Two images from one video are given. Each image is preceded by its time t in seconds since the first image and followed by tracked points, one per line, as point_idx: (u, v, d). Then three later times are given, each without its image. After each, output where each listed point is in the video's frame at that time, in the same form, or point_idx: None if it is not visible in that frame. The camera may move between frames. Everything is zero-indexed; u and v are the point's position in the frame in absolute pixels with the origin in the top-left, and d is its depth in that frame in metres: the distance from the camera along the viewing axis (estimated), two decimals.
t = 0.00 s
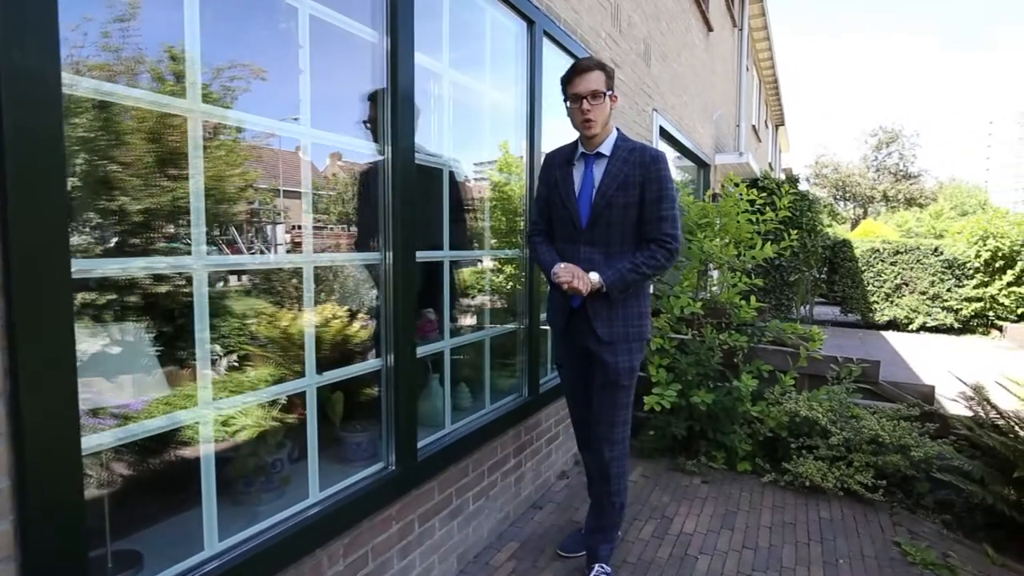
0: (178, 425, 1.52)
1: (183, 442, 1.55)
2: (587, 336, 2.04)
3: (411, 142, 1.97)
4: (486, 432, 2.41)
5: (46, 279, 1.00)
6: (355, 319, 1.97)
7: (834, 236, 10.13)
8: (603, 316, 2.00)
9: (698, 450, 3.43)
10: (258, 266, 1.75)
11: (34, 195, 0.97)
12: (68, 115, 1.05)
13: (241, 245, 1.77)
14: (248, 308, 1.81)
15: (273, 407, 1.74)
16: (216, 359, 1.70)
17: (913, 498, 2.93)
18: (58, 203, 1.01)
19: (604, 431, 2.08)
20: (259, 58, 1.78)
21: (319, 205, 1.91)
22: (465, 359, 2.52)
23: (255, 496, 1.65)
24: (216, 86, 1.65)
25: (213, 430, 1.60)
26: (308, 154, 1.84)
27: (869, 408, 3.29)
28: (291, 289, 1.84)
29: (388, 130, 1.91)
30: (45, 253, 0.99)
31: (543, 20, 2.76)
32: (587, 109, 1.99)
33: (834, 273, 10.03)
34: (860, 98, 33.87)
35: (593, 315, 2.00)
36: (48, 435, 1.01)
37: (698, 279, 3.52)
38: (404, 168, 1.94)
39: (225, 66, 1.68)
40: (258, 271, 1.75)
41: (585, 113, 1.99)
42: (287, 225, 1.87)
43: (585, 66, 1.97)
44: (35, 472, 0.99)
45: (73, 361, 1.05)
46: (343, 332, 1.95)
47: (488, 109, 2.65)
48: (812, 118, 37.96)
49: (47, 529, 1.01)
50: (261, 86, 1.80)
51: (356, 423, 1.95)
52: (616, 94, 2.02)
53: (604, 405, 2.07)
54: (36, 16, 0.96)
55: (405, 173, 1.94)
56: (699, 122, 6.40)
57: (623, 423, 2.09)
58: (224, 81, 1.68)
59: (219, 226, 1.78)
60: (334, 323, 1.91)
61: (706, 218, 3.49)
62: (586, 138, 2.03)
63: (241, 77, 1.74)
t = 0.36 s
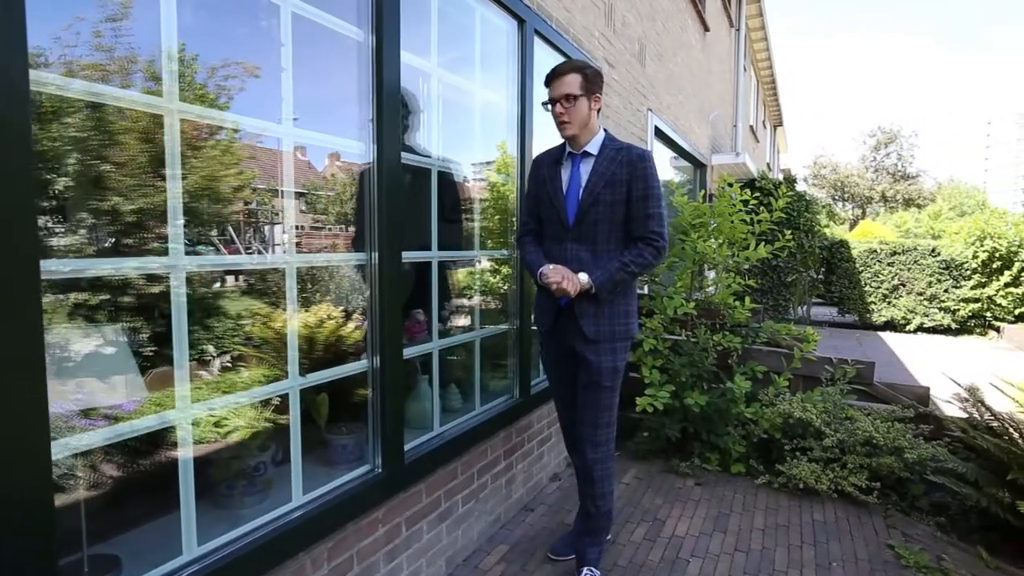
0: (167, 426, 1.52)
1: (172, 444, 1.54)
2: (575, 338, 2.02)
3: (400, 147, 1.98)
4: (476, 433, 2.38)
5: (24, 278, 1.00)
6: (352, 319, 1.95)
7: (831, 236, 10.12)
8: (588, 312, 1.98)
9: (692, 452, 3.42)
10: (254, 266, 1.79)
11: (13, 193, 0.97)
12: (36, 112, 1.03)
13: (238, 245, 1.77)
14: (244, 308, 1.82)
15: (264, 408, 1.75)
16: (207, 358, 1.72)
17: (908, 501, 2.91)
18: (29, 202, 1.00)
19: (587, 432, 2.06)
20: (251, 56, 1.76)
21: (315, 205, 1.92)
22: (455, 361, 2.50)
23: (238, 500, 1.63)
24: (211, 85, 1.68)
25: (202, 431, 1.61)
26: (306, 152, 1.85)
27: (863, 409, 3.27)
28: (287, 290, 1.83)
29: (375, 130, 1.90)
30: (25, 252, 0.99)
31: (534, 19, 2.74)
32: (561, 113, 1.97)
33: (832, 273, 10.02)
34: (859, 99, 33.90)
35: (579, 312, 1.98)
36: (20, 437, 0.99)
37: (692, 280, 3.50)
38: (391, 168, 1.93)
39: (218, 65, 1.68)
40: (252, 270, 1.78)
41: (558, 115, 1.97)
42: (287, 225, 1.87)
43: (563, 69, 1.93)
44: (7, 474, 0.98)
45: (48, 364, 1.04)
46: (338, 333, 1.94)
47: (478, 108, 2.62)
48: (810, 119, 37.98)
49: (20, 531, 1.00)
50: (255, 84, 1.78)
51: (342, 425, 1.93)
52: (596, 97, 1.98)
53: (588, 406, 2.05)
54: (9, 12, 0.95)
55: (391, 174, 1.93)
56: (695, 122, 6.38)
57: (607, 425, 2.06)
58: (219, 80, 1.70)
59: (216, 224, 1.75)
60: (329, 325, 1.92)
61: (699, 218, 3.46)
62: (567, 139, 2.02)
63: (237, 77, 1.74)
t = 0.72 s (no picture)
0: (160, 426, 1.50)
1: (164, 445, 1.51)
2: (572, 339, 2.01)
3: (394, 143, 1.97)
4: (471, 433, 2.37)
5: (23, 278, 1.02)
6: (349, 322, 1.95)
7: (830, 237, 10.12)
8: (593, 317, 1.95)
9: (690, 452, 3.41)
10: (251, 266, 1.78)
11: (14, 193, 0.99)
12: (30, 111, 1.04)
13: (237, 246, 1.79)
14: (242, 308, 1.83)
15: (258, 408, 1.74)
16: (204, 358, 1.76)
17: (905, 501, 2.90)
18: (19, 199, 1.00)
19: (586, 437, 2.06)
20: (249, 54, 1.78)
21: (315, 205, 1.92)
22: (451, 361, 2.50)
23: (230, 500, 1.62)
24: (207, 84, 1.69)
25: (198, 432, 1.60)
26: (306, 152, 1.85)
27: (861, 410, 3.26)
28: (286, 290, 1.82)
29: (368, 129, 1.88)
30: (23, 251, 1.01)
31: (530, 19, 2.74)
32: (558, 107, 1.95)
33: (830, 274, 10.02)
34: (858, 100, 33.91)
35: (584, 317, 1.95)
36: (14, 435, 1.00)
37: (689, 280, 3.50)
38: (385, 169, 1.91)
39: (216, 65, 1.70)
40: (251, 270, 1.78)
41: (555, 109, 1.96)
42: (284, 225, 1.85)
43: (557, 63, 1.93)
44: (7, 469, 0.99)
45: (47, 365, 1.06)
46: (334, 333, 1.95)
47: (474, 107, 2.62)
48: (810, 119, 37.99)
49: (20, 526, 1.01)
50: (253, 82, 1.78)
51: (336, 424, 1.92)
52: (593, 91, 1.98)
53: (585, 410, 2.05)
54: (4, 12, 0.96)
55: (385, 174, 1.92)
56: (694, 123, 6.38)
57: (605, 429, 2.07)
58: (216, 79, 1.72)
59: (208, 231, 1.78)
60: (326, 325, 1.92)
61: (697, 218, 3.47)
62: (565, 135, 2.02)
63: (233, 77, 1.76)
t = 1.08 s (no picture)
0: (163, 426, 1.51)
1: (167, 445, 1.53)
2: (574, 340, 2.02)
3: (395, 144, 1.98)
4: (472, 434, 2.38)
5: (27, 279, 1.02)
6: (337, 322, 1.95)
7: (831, 238, 10.12)
8: (597, 321, 1.96)
9: (690, 453, 3.42)
10: (252, 265, 1.77)
11: (15, 193, 0.99)
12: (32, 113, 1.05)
13: (239, 245, 1.79)
14: (243, 308, 1.82)
15: (258, 409, 1.75)
16: (204, 358, 1.72)
17: (905, 502, 2.91)
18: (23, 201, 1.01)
19: (589, 439, 2.07)
20: (250, 57, 1.78)
21: (315, 206, 1.93)
22: (452, 361, 2.51)
23: (232, 499, 1.63)
24: (210, 85, 1.69)
25: (199, 433, 1.61)
26: (306, 153, 1.86)
27: (861, 410, 3.27)
28: (286, 290, 1.82)
29: (369, 130, 1.89)
30: (24, 252, 1.01)
31: (531, 20, 2.75)
32: (570, 100, 1.95)
33: (830, 274, 10.02)
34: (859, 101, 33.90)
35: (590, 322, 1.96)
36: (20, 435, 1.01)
37: (689, 281, 3.51)
38: (386, 170, 1.93)
39: (217, 66, 1.70)
40: (253, 269, 1.78)
41: (568, 103, 1.95)
42: (286, 225, 1.86)
43: (563, 56, 1.93)
44: (12, 470, 1.00)
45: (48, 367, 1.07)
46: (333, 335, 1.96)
47: (475, 109, 2.62)
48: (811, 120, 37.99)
49: (22, 525, 1.02)
50: (254, 84, 1.79)
51: (338, 424, 1.93)
52: (599, 84, 1.99)
53: (590, 413, 2.06)
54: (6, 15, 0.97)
55: (387, 176, 1.93)
56: (694, 124, 6.39)
57: (609, 432, 2.07)
58: (218, 80, 1.71)
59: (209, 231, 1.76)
60: (326, 326, 1.94)
61: (697, 219, 3.48)
62: (575, 131, 2.01)
63: (233, 79, 1.76)
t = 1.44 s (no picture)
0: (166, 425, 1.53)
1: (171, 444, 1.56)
2: (575, 339, 2.04)
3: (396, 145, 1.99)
4: (472, 433, 2.40)
5: (35, 280, 1.04)
6: (340, 322, 1.98)
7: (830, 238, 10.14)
8: (600, 322, 1.98)
9: (689, 452, 3.44)
10: (253, 265, 1.79)
11: (15, 193, 0.99)
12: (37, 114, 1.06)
13: (240, 246, 1.80)
14: (244, 308, 1.85)
15: (261, 408, 1.76)
16: (208, 357, 1.74)
17: (903, 501, 2.92)
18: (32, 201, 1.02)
19: (591, 437, 2.08)
20: (253, 60, 1.82)
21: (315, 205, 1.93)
22: (453, 361, 2.52)
23: (236, 496, 1.65)
24: (212, 86, 1.72)
25: (202, 432, 1.63)
26: (307, 154, 1.89)
27: (860, 410, 3.29)
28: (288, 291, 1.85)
29: (371, 131, 1.91)
30: (26, 252, 1.02)
31: (532, 21, 2.77)
32: (571, 103, 1.97)
33: (830, 275, 10.03)
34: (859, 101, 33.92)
35: (591, 322, 1.98)
36: (25, 434, 1.02)
37: (689, 281, 3.52)
38: (387, 170, 1.94)
39: (219, 67, 1.73)
40: (254, 269, 1.80)
41: (570, 105, 1.97)
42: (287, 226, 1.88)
43: (562, 59, 1.95)
44: (18, 468, 1.01)
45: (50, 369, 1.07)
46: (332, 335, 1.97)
47: (476, 110, 2.64)
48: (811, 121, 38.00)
49: (25, 522, 1.03)
50: (257, 87, 1.83)
51: (341, 423, 1.95)
52: (600, 82, 2.01)
53: (592, 412, 2.08)
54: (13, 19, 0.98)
55: (388, 177, 1.94)
56: (694, 125, 6.41)
57: (611, 430, 2.09)
58: (220, 81, 1.74)
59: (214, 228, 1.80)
60: (326, 326, 1.95)
61: (697, 220, 3.51)
62: (577, 133, 2.04)
63: (236, 80, 1.78)
